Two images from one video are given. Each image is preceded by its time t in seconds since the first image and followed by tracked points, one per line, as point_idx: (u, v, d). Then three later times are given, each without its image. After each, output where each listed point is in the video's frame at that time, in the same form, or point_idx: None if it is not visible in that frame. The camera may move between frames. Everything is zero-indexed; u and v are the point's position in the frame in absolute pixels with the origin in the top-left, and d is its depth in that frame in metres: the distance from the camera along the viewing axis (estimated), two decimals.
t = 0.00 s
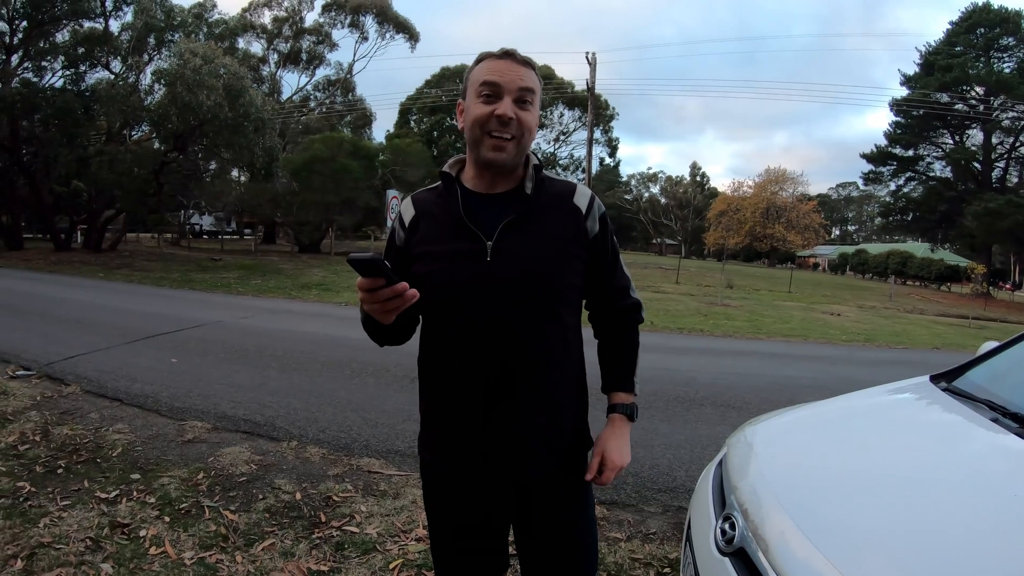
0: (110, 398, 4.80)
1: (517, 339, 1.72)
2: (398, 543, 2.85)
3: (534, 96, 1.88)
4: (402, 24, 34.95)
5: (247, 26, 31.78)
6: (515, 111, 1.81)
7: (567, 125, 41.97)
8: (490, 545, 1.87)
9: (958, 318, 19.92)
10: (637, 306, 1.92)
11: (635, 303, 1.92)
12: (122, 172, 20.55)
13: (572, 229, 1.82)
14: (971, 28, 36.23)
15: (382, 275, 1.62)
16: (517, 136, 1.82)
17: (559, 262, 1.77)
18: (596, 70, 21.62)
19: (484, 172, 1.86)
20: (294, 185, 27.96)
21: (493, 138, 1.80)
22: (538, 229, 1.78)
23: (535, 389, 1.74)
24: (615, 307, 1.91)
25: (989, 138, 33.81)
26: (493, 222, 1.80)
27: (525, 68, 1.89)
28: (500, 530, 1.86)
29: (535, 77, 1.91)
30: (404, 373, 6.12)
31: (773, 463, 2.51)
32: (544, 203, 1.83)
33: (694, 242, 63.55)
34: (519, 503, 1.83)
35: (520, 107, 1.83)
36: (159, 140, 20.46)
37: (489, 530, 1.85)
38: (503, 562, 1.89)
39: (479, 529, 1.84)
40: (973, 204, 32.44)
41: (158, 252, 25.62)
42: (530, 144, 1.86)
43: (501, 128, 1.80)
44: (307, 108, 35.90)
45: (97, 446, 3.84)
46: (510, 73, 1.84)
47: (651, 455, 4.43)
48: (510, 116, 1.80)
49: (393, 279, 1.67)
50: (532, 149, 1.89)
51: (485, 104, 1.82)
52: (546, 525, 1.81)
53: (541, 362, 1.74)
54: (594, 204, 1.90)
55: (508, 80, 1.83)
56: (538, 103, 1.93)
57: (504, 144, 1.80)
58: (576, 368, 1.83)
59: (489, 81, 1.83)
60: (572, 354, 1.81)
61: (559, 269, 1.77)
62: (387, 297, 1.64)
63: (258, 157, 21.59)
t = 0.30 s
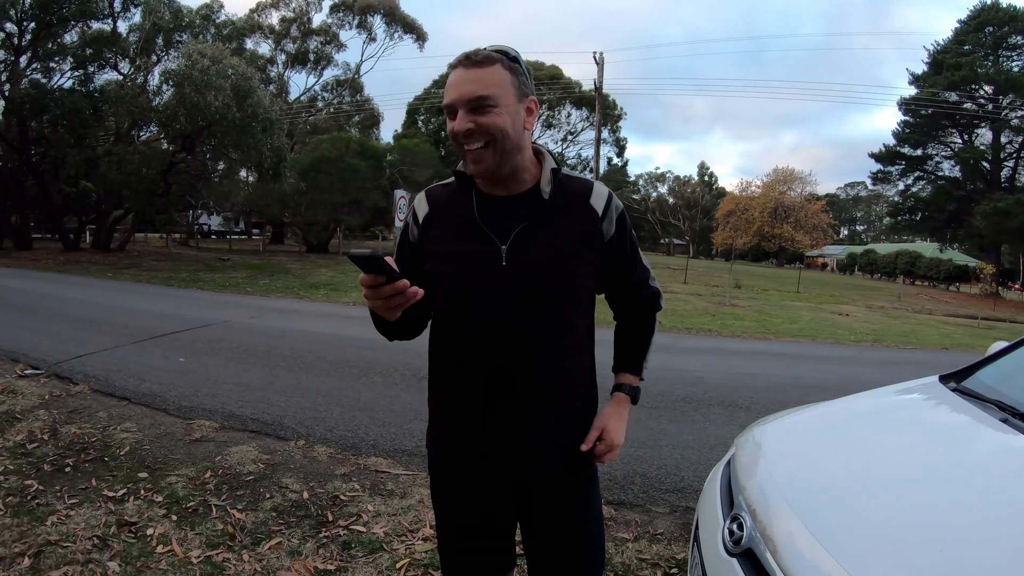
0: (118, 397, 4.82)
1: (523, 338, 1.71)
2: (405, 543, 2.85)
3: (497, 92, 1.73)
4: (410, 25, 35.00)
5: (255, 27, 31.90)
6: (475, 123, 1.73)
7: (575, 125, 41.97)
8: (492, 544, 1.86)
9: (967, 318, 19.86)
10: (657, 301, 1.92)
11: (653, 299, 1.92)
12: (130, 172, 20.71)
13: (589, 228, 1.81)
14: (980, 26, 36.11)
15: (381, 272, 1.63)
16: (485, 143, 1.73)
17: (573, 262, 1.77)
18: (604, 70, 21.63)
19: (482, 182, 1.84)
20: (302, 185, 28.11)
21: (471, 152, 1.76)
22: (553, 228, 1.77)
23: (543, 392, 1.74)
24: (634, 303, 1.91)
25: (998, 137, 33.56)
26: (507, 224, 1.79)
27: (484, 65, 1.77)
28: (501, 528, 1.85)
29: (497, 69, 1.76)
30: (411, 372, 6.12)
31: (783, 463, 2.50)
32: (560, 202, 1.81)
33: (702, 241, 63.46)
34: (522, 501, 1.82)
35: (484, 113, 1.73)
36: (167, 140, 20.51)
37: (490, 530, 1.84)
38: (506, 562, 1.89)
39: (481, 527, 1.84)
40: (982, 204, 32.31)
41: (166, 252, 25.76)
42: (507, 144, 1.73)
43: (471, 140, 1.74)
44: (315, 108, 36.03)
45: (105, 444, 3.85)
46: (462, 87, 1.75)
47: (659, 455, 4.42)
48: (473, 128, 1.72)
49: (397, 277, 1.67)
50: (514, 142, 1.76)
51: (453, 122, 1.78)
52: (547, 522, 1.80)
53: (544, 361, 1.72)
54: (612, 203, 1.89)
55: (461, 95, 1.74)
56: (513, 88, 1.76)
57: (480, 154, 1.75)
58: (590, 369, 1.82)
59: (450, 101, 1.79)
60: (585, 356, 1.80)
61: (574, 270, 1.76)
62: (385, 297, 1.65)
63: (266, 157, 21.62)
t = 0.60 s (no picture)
0: (126, 393, 4.83)
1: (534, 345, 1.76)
2: (414, 540, 2.85)
3: (476, 149, 1.64)
4: (417, 22, 35.03)
5: (263, 26, 32.00)
6: (466, 187, 1.69)
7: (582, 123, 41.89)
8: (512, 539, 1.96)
9: (974, 319, 19.85)
10: (667, 292, 1.89)
11: (664, 291, 1.89)
12: (138, 171, 20.83)
13: (595, 229, 1.79)
14: (989, 24, 35.97)
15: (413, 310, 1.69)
16: (480, 196, 1.70)
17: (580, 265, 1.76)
18: (611, 69, 21.65)
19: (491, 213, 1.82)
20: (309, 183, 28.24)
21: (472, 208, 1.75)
22: (559, 233, 1.77)
23: (551, 396, 1.77)
24: (643, 292, 1.87)
25: (1006, 137, 33.40)
26: (517, 231, 1.79)
27: (450, 119, 1.64)
28: (517, 523, 1.95)
29: (467, 118, 1.64)
30: (419, 370, 6.13)
31: (792, 461, 2.50)
32: (564, 202, 1.79)
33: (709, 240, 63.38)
34: (534, 499, 1.90)
35: (471, 174, 1.66)
36: (175, 138, 20.58)
37: (508, 528, 1.94)
38: (525, 552, 1.98)
39: (500, 522, 1.94)
40: (991, 203, 32.19)
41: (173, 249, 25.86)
42: (502, 188, 1.71)
43: (469, 198, 1.72)
44: (322, 106, 36.07)
45: (113, 440, 3.86)
46: (439, 157, 1.67)
47: (667, 454, 4.42)
48: (468, 191, 1.69)
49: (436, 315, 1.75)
50: (506, 181, 1.71)
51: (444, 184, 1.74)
52: (553, 518, 1.83)
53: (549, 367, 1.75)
54: (617, 191, 1.85)
55: (441, 164, 1.68)
56: (479, 121, 1.65)
57: (480, 205, 1.73)
58: (602, 372, 1.82)
59: (433, 167, 1.72)
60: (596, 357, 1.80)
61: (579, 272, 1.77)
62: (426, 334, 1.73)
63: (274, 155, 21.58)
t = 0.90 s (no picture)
0: (129, 386, 4.84)
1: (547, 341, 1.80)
2: (415, 533, 2.84)
3: (510, 137, 1.64)
4: (423, 19, 35.05)
5: (268, 22, 32.14)
6: (498, 177, 1.68)
7: (587, 120, 41.86)
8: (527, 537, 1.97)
9: (979, 318, 19.80)
10: (681, 269, 1.85)
11: (676, 266, 1.84)
12: (143, 165, 20.60)
13: (605, 213, 1.80)
14: (995, 24, 35.86)
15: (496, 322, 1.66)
16: (508, 183, 1.70)
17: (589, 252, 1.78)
18: (616, 65, 21.64)
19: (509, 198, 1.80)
20: (314, 179, 28.30)
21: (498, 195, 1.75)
22: (568, 218, 1.79)
23: (565, 390, 1.80)
24: (651, 264, 1.83)
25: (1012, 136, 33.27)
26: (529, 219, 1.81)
27: (485, 103, 1.62)
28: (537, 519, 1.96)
29: (500, 104, 1.63)
30: (422, 365, 6.14)
31: (797, 456, 2.48)
32: (571, 186, 1.80)
33: (713, 238, 63.33)
34: (539, 491, 1.92)
35: (504, 160, 1.66)
36: (180, 134, 20.66)
37: (519, 526, 1.94)
38: (534, 548, 1.98)
39: (512, 524, 1.93)
40: (996, 203, 32.11)
41: (178, 244, 25.96)
42: (530, 175, 1.72)
43: (498, 186, 1.71)
44: (327, 102, 36.16)
45: (115, 433, 3.87)
46: (472, 141, 1.64)
47: (670, 449, 4.41)
48: (499, 183, 1.69)
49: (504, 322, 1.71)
50: (533, 167, 1.73)
51: (472, 171, 1.71)
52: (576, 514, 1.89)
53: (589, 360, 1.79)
54: (621, 172, 1.84)
55: (474, 150, 1.65)
56: (509, 107, 1.65)
57: (508, 194, 1.74)
58: (616, 363, 1.82)
59: (461, 156, 1.69)
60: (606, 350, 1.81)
61: (589, 260, 1.78)
62: (488, 340, 1.69)
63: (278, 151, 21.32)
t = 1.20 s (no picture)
0: (128, 378, 4.85)
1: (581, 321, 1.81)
2: (413, 525, 2.84)
3: (563, 106, 1.73)
4: (423, 12, 35.01)
5: (268, 14, 32.11)
6: (551, 144, 1.74)
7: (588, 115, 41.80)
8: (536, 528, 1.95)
9: (979, 314, 19.80)
10: (709, 269, 1.86)
11: (706, 264, 1.85)
12: (143, 159, 20.62)
13: (640, 200, 1.82)
14: (998, 20, 35.75)
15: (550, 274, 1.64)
16: (559, 154, 1.76)
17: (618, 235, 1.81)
18: (617, 59, 21.60)
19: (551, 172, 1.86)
20: (314, 172, 28.28)
21: (546, 167, 1.80)
22: (606, 201, 1.82)
23: (587, 375, 1.82)
24: (680, 257, 1.85)
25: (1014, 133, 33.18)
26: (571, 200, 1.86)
27: (543, 76, 1.71)
28: (537, 523, 1.94)
29: (556, 76, 1.72)
30: (421, 357, 6.14)
31: (794, 450, 2.49)
32: (613, 175, 1.84)
33: (714, 233, 63.25)
34: (554, 482, 1.91)
35: (556, 131, 1.73)
36: (180, 126, 20.66)
37: (524, 525, 1.93)
38: (540, 543, 1.96)
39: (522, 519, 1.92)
40: (997, 199, 32.07)
41: (178, 237, 25.96)
42: (580, 149, 1.79)
43: (549, 158, 1.77)
44: (328, 95, 36.14)
45: (115, 425, 3.87)
46: (529, 107, 1.71)
47: (668, 444, 4.41)
48: (552, 151, 1.74)
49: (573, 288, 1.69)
50: (584, 142, 1.79)
51: (523, 140, 1.77)
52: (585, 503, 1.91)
53: (589, 350, 1.83)
54: (662, 167, 1.87)
55: (530, 117, 1.72)
56: (562, 82, 1.74)
57: (556, 166, 1.79)
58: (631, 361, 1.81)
59: (515, 124, 1.76)
60: (625, 339, 1.81)
61: (621, 246, 1.82)
62: (534, 303, 1.70)
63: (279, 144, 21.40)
